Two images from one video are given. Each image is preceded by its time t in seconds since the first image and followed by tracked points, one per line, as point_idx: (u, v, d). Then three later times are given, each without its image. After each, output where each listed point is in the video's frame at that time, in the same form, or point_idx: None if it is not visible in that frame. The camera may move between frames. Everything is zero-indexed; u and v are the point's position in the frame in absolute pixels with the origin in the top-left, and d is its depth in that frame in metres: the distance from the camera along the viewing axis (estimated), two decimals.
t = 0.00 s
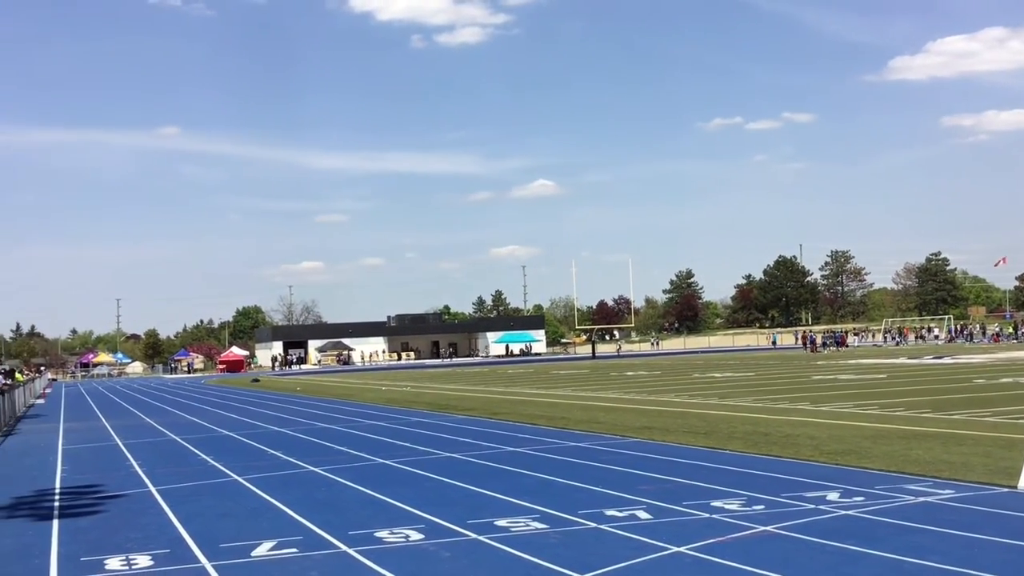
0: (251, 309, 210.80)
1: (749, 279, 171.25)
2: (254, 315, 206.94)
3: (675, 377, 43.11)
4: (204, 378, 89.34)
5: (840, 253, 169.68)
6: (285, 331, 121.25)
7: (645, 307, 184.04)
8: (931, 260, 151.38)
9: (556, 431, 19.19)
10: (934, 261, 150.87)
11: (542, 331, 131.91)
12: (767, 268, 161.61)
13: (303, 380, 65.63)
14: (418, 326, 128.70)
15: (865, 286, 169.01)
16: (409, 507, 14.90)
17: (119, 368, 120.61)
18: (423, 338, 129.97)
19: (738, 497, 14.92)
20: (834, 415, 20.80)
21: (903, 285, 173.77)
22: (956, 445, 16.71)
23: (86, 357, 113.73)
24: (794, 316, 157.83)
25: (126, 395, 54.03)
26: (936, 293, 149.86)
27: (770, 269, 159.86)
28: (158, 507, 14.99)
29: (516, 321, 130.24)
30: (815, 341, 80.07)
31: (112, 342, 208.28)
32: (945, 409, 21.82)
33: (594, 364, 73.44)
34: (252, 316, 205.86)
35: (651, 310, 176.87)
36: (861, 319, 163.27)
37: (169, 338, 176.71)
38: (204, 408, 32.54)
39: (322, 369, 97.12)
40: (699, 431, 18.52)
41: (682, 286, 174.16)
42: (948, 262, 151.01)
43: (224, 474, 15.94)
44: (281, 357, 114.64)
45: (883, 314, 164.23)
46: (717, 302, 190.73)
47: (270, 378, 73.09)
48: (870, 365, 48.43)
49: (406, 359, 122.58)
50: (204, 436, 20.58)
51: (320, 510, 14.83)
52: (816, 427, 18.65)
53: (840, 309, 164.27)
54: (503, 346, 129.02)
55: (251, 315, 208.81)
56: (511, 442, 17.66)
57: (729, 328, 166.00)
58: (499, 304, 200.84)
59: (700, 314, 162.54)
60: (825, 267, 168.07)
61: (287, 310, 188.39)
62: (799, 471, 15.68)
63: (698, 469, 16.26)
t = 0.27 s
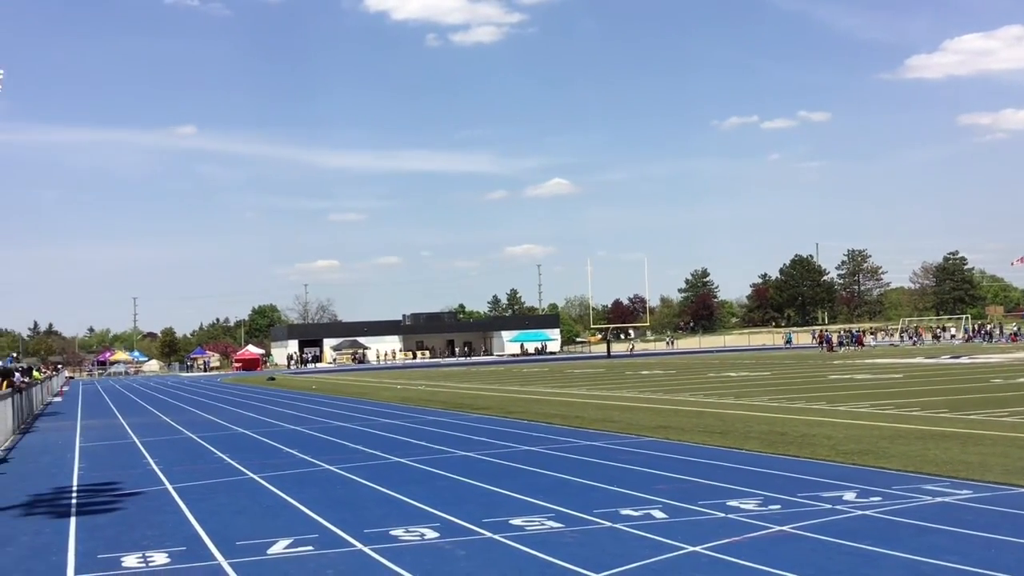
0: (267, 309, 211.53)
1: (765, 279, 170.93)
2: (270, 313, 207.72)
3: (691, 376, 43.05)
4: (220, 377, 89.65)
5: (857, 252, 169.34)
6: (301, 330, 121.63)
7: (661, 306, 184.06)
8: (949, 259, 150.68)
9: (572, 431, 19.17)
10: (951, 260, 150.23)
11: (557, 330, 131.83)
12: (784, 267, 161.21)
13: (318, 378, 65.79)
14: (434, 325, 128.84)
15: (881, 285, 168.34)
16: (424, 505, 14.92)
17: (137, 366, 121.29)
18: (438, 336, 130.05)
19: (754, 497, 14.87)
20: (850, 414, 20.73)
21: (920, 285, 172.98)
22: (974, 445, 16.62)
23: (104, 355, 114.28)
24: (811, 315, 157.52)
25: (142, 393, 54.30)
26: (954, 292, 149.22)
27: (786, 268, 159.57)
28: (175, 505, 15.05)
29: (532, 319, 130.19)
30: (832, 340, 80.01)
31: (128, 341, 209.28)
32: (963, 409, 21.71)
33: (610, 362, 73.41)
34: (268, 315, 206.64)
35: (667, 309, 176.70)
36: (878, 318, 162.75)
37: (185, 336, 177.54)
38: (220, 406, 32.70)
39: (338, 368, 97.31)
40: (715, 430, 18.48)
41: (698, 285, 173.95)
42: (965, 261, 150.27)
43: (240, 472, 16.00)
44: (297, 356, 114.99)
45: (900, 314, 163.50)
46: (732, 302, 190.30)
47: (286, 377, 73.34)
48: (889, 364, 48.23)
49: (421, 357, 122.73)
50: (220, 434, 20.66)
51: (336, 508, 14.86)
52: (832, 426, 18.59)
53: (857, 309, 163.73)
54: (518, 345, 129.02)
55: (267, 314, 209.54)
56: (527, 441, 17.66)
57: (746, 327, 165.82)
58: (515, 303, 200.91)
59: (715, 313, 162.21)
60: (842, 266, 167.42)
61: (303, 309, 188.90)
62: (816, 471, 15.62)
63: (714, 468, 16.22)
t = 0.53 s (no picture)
0: (280, 309, 212.03)
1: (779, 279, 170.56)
2: (283, 313, 208.30)
3: (705, 376, 42.96)
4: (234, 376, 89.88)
5: (871, 251, 168.91)
6: (314, 329, 121.87)
7: (673, 305, 183.81)
8: (964, 259, 150.11)
9: (584, 430, 19.17)
10: (966, 259, 149.68)
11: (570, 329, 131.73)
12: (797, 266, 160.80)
13: (331, 377, 65.89)
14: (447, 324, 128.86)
15: (895, 285, 167.68)
16: (437, 504, 14.93)
17: (151, 366, 121.78)
18: (451, 336, 130.04)
19: (768, 497, 14.84)
20: (865, 414, 20.66)
21: (934, 284, 172.30)
22: (990, 445, 16.54)
23: (118, 355, 114.76)
24: (824, 315, 157.10)
25: (156, 392, 54.52)
26: (969, 291, 148.65)
27: (800, 267, 159.20)
28: (190, 503, 15.10)
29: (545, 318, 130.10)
30: (847, 340, 79.87)
31: (142, 340, 210.01)
32: (978, 409, 21.61)
33: (624, 362, 73.30)
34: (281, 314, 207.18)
35: (680, 309, 176.42)
36: (892, 317, 162.20)
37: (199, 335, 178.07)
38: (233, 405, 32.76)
39: (351, 367, 97.45)
40: (728, 430, 18.45)
41: (711, 284, 173.70)
42: (980, 260, 149.66)
43: (254, 471, 16.04)
44: (310, 355, 115.22)
45: (914, 313, 162.87)
46: (745, 301, 189.83)
47: (299, 376, 73.51)
48: (904, 364, 48.05)
49: (434, 356, 122.79)
50: (233, 433, 20.72)
51: (349, 507, 14.90)
52: (847, 426, 18.53)
53: (871, 308, 163.23)
54: (531, 344, 128.97)
55: (280, 314, 210.01)
56: (539, 441, 17.66)
57: (759, 326, 165.55)
58: (528, 302, 200.88)
59: (728, 313, 161.87)
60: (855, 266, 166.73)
61: (316, 308, 189.29)
62: (830, 471, 15.59)
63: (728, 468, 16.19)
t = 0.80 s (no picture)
0: (293, 309, 212.53)
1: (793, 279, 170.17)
2: (296, 313, 208.86)
3: (717, 376, 42.90)
4: (248, 375, 90.17)
5: (885, 251, 168.50)
6: (327, 329, 122.16)
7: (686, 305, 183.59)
8: (978, 258, 149.53)
9: (597, 430, 19.17)
10: (981, 259, 149.09)
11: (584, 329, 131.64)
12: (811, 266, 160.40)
13: (343, 377, 66.02)
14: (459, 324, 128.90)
15: (909, 284, 167.27)
16: (450, 504, 14.94)
17: (164, 365, 122.19)
18: (464, 335, 130.08)
19: (781, 497, 14.80)
20: (879, 414, 20.59)
21: (948, 283, 171.68)
22: (1005, 446, 16.46)
23: (130, 354, 114.74)
24: (838, 314, 156.67)
25: (168, 391, 54.72)
26: (984, 291, 148.05)
27: (813, 267, 158.84)
28: (203, 503, 15.14)
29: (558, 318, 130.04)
30: (859, 340, 79.95)
31: (156, 340, 210.70)
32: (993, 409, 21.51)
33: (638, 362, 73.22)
34: (294, 313, 207.62)
35: (692, 308, 176.16)
36: (906, 317, 161.71)
37: (213, 335, 178.68)
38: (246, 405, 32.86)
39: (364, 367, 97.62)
40: (741, 430, 18.43)
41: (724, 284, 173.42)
42: (995, 260, 149.03)
43: (267, 470, 16.08)
44: (323, 355, 115.46)
45: (929, 313, 162.21)
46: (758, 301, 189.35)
47: (312, 376, 73.72)
48: (919, 364, 47.87)
49: (447, 356, 122.88)
50: (246, 432, 20.76)
51: (361, 506, 14.91)
52: (861, 426, 18.47)
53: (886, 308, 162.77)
54: (543, 344, 128.95)
55: (293, 314, 210.39)
56: (552, 440, 17.65)
57: (772, 326, 165.26)
58: (540, 302, 200.87)
59: (741, 312, 161.56)
60: (869, 265, 166.30)
61: (329, 308, 189.66)
62: (842, 471, 15.55)
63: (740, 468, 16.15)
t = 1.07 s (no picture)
0: (305, 309, 213.00)
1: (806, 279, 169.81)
2: (308, 312, 209.14)
3: (729, 376, 42.86)
4: (261, 375, 90.39)
5: (899, 251, 168.14)
6: (339, 328, 122.41)
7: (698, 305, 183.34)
8: (992, 259, 148.95)
9: (609, 430, 19.17)
10: (995, 259, 148.53)
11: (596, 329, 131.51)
12: (823, 266, 160.00)
13: (356, 376, 66.15)
14: (471, 324, 128.92)
15: (923, 285, 166.91)
16: (462, 503, 14.95)
17: (177, 365, 122.54)
18: (476, 335, 130.06)
19: (794, 497, 14.76)
20: (892, 415, 20.53)
21: (962, 284, 171.02)
22: (1020, 446, 16.39)
23: (145, 353, 115.17)
24: (851, 315, 156.22)
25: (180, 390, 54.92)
26: (998, 291, 147.44)
27: (826, 267, 158.48)
28: (216, 501, 15.18)
29: (570, 318, 129.91)
30: (872, 339, 80.27)
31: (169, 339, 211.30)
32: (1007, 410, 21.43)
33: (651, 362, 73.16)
34: (307, 313, 208.02)
35: (704, 308, 175.90)
36: (920, 317, 161.20)
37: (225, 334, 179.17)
38: (258, 404, 32.96)
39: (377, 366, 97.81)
40: (753, 430, 18.40)
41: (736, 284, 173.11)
42: (1009, 260, 148.39)
43: (280, 469, 16.12)
44: (336, 355, 115.66)
45: (942, 313, 161.60)
46: (771, 301, 188.83)
47: (324, 375, 73.89)
48: (933, 364, 47.73)
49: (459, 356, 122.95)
50: (259, 431, 20.82)
51: (374, 505, 14.93)
52: (874, 426, 18.42)
53: (899, 308, 162.27)
54: (555, 344, 128.89)
55: (305, 314, 210.51)
56: (564, 440, 17.66)
57: (785, 326, 164.94)
58: (552, 302, 200.82)
59: (754, 312, 161.21)
60: (882, 265, 165.84)
61: (341, 307, 189.93)
62: (855, 472, 15.51)
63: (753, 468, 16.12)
